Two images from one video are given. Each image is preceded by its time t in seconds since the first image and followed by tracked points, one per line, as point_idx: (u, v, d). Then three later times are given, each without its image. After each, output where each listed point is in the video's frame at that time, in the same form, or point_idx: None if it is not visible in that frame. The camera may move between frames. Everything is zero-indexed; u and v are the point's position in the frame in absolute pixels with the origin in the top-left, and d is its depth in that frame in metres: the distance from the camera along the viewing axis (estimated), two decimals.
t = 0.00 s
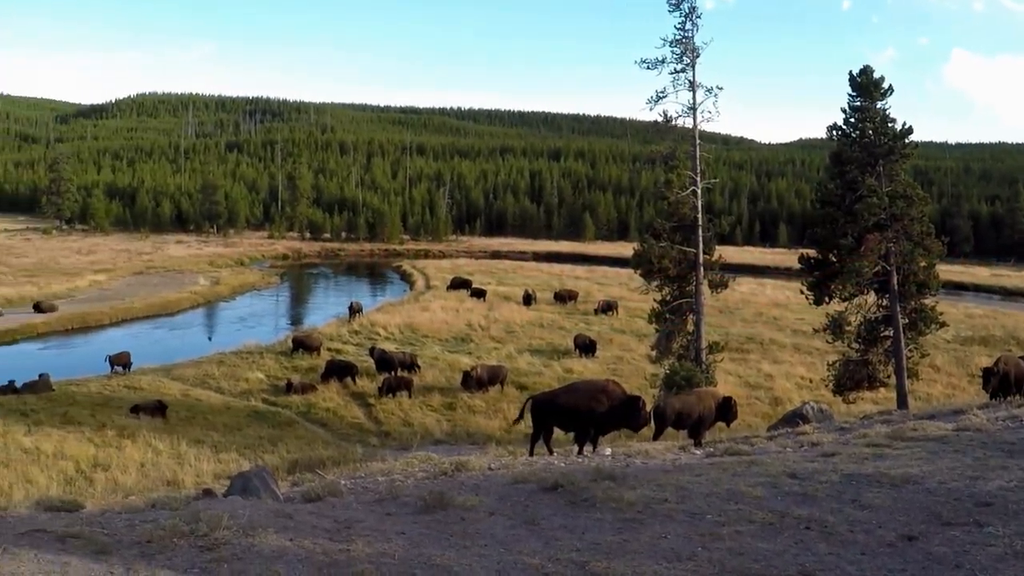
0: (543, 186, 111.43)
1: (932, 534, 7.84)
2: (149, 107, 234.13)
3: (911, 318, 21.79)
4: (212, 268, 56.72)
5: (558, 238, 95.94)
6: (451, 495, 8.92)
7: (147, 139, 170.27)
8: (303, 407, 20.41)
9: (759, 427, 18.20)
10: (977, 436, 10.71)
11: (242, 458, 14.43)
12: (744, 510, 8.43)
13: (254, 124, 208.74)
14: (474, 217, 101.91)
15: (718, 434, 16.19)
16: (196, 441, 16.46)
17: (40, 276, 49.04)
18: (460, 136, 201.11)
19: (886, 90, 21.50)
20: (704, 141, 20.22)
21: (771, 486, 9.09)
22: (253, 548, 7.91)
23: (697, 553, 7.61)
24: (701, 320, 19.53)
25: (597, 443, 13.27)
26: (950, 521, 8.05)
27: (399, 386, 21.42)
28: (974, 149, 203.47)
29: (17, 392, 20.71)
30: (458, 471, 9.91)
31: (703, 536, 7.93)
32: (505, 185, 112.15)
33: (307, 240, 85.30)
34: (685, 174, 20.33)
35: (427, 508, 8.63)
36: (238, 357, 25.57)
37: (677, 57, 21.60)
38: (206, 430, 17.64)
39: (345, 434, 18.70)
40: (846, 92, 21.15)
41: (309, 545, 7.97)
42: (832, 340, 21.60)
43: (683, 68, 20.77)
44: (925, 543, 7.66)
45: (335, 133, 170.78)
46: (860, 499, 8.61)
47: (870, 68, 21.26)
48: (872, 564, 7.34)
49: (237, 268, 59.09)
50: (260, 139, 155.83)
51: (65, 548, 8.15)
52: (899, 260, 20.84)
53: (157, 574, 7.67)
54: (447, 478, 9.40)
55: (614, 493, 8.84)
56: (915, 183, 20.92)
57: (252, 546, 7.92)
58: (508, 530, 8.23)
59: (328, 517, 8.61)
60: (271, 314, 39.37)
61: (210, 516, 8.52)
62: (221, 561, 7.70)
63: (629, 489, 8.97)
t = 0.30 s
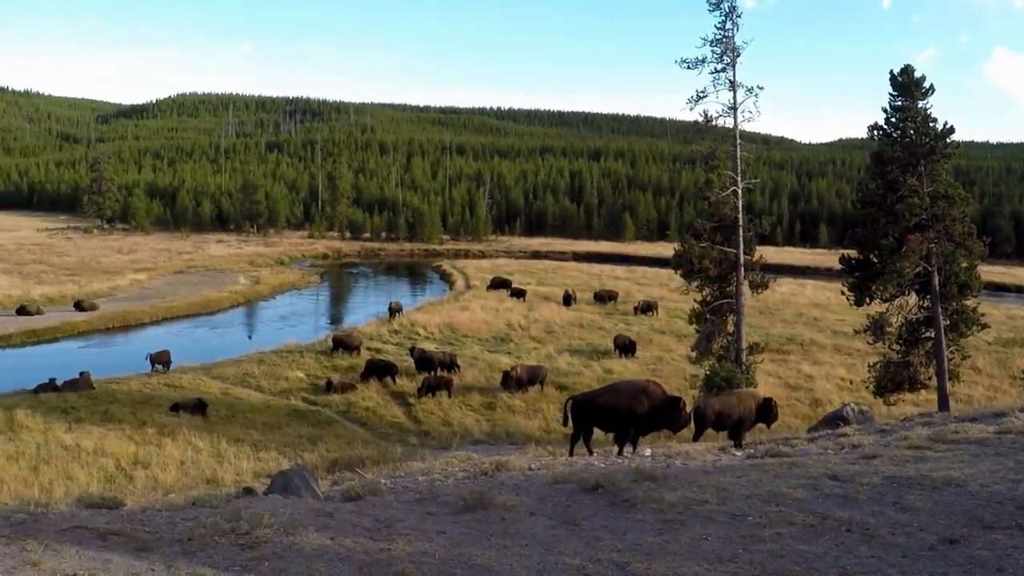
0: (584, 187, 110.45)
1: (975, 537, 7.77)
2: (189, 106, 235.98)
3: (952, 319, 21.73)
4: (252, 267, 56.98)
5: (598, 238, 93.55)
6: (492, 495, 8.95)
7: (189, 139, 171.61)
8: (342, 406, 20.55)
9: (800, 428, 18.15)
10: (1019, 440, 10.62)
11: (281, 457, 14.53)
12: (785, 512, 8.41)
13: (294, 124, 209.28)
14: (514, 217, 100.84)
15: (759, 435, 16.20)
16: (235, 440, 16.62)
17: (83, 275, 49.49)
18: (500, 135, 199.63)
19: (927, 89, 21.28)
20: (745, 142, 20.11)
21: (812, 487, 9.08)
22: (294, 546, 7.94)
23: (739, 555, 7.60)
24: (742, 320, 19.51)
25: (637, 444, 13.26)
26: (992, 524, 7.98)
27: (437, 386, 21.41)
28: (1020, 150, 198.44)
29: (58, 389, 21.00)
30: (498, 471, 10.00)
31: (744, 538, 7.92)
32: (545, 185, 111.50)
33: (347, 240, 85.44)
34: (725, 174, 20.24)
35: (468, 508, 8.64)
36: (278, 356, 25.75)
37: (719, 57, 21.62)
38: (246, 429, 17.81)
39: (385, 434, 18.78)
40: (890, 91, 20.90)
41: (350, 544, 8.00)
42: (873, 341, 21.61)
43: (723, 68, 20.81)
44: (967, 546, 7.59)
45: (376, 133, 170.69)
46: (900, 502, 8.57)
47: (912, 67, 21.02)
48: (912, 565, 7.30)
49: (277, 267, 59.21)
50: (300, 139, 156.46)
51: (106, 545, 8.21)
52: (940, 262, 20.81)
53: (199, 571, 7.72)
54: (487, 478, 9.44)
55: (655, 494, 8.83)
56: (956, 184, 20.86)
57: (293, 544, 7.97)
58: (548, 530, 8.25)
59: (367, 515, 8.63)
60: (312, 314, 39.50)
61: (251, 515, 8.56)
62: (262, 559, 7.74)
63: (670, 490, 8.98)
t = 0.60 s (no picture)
0: (623, 184, 109.78)
1: (1019, 539, 7.70)
2: (230, 105, 238.14)
3: (994, 319, 21.68)
4: (292, 265, 57.23)
5: (637, 236, 92.80)
6: (533, 493, 8.99)
7: (230, 137, 172.83)
8: (382, 403, 20.67)
9: (840, 428, 18.13)
10: None
11: (320, 454, 14.66)
12: (826, 512, 8.39)
13: (332, 121, 209.96)
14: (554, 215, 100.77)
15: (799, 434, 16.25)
16: (275, 437, 16.83)
17: (124, 272, 49.90)
18: (541, 133, 198.66)
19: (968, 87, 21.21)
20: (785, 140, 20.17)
21: (853, 487, 9.07)
22: (335, 543, 7.97)
23: (780, 554, 7.58)
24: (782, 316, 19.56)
25: (677, 442, 13.28)
26: None
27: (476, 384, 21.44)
28: None
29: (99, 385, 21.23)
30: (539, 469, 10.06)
31: (785, 538, 7.90)
32: (585, 183, 111.09)
33: (387, 237, 85.58)
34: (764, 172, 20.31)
35: (509, 506, 8.68)
36: (317, 353, 25.91)
37: (758, 54, 21.67)
38: (286, 426, 17.99)
39: (425, 431, 18.91)
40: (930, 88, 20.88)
41: (391, 541, 8.02)
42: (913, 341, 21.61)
43: (764, 66, 20.88)
44: (1010, 547, 7.52)
45: (417, 131, 170.68)
46: (942, 503, 8.52)
47: (953, 64, 20.95)
48: (953, 566, 7.24)
49: (316, 265, 59.33)
50: (340, 137, 157.13)
51: (148, 540, 8.26)
52: (982, 260, 20.78)
53: (241, 567, 7.76)
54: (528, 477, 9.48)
55: (695, 493, 8.84)
56: (999, 182, 20.82)
57: (334, 541, 8.00)
58: (589, 529, 8.26)
59: (407, 513, 8.67)
60: (351, 311, 39.64)
61: (292, 511, 8.59)
62: (303, 555, 7.78)
63: (711, 489, 8.99)
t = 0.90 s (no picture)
0: (663, 185, 109.39)
1: None
2: (269, 107, 240.45)
3: None
4: (332, 265, 57.52)
5: (677, 236, 92.68)
6: (574, 493, 9.03)
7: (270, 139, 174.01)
8: (421, 404, 20.83)
9: (879, 429, 18.11)
10: None
11: (359, 455, 14.80)
12: (866, 515, 8.35)
13: (370, 123, 210.92)
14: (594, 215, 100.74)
15: (839, 436, 16.25)
16: (315, 437, 17.08)
17: (165, 272, 50.32)
18: (580, 134, 197.97)
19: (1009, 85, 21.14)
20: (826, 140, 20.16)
21: (893, 489, 9.03)
22: (376, 543, 7.99)
23: (820, 557, 7.54)
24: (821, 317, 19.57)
25: (716, 444, 13.27)
26: None
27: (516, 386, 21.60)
28: None
29: (140, 386, 21.55)
30: (579, 470, 10.15)
31: (825, 540, 7.87)
32: (624, 184, 110.86)
33: (428, 238, 85.90)
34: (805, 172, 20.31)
35: (549, 507, 8.72)
36: (357, 354, 26.10)
37: (798, 53, 21.71)
38: (326, 426, 18.21)
39: (464, 432, 19.02)
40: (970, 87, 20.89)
41: (432, 541, 8.03)
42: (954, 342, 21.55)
43: (803, 65, 20.93)
44: None
45: (458, 132, 170.81)
46: (984, 506, 8.46)
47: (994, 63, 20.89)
48: (995, 569, 7.18)
49: (357, 265, 59.56)
50: (379, 139, 157.77)
51: (189, 539, 8.29)
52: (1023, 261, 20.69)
53: (282, 566, 7.79)
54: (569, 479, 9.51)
55: (736, 494, 8.84)
56: None
57: (374, 541, 8.03)
58: (630, 530, 8.27)
59: (447, 514, 8.70)
60: (389, 312, 39.82)
61: (332, 511, 8.64)
62: (343, 555, 7.80)
63: (752, 491, 8.99)
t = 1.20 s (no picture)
0: (702, 187, 109.04)
1: None
2: (307, 111, 242.36)
3: None
4: (372, 268, 57.79)
5: (716, 239, 92.71)
6: (614, 497, 9.07)
7: (310, 142, 175.13)
8: (461, 406, 20.93)
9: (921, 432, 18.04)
10: None
11: (398, 458, 14.94)
12: (907, 518, 8.33)
13: (407, 126, 211.84)
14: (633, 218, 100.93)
15: (877, 437, 16.43)
16: (354, 439, 17.27)
17: (205, 274, 50.67)
18: (620, 136, 197.67)
19: None
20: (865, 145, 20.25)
21: (935, 493, 8.99)
22: (416, 545, 8.02)
23: (862, 561, 7.50)
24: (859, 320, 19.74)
25: (757, 447, 13.22)
26: None
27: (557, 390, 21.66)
28: None
29: (180, 388, 21.79)
30: (619, 472, 10.23)
31: (867, 544, 7.83)
32: (663, 186, 110.74)
33: (466, 241, 86.09)
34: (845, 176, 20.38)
35: (588, 510, 8.75)
36: (397, 356, 26.25)
37: (837, 54, 21.69)
38: (365, 429, 18.38)
39: (503, 434, 19.07)
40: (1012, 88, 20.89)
41: (472, 544, 8.05)
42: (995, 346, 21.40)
43: (843, 65, 20.94)
44: None
45: (496, 135, 170.86)
46: None
47: None
48: None
49: (396, 268, 59.76)
50: (418, 142, 158.43)
51: (230, 540, 8.33)
52: None
53: (323, 567, 7.82)
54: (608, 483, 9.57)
55: (776, 499, 8.84)
56: None
57: (415, 543, 8.05)
58: (669, 533, 8.29)
59: (486, 517, 8.72)
60: (430, 314, 40.04)
61: (372, 513, 8.68)
62: (384, 557, 7.83)
63: (792, 494, 9.00)
